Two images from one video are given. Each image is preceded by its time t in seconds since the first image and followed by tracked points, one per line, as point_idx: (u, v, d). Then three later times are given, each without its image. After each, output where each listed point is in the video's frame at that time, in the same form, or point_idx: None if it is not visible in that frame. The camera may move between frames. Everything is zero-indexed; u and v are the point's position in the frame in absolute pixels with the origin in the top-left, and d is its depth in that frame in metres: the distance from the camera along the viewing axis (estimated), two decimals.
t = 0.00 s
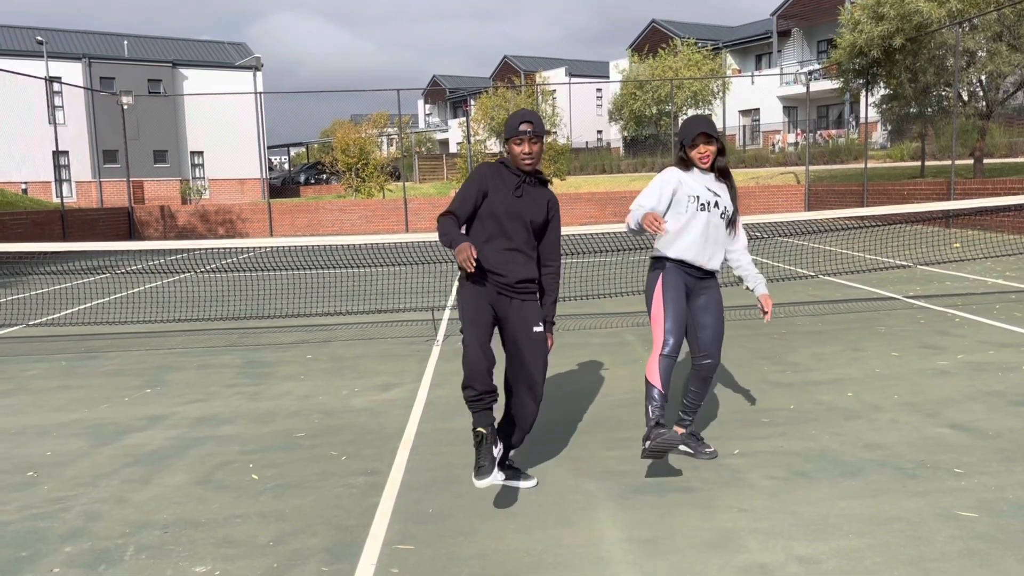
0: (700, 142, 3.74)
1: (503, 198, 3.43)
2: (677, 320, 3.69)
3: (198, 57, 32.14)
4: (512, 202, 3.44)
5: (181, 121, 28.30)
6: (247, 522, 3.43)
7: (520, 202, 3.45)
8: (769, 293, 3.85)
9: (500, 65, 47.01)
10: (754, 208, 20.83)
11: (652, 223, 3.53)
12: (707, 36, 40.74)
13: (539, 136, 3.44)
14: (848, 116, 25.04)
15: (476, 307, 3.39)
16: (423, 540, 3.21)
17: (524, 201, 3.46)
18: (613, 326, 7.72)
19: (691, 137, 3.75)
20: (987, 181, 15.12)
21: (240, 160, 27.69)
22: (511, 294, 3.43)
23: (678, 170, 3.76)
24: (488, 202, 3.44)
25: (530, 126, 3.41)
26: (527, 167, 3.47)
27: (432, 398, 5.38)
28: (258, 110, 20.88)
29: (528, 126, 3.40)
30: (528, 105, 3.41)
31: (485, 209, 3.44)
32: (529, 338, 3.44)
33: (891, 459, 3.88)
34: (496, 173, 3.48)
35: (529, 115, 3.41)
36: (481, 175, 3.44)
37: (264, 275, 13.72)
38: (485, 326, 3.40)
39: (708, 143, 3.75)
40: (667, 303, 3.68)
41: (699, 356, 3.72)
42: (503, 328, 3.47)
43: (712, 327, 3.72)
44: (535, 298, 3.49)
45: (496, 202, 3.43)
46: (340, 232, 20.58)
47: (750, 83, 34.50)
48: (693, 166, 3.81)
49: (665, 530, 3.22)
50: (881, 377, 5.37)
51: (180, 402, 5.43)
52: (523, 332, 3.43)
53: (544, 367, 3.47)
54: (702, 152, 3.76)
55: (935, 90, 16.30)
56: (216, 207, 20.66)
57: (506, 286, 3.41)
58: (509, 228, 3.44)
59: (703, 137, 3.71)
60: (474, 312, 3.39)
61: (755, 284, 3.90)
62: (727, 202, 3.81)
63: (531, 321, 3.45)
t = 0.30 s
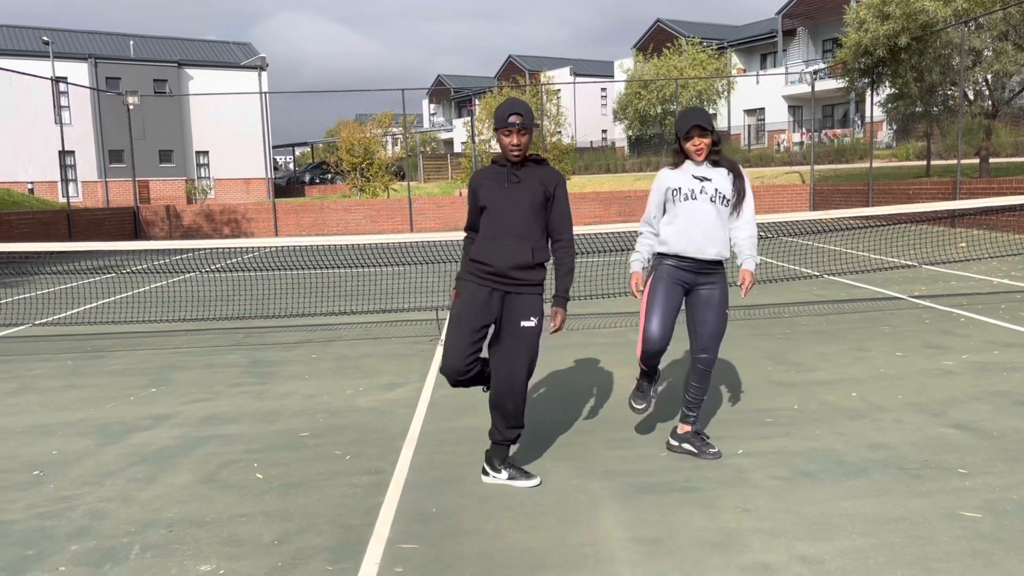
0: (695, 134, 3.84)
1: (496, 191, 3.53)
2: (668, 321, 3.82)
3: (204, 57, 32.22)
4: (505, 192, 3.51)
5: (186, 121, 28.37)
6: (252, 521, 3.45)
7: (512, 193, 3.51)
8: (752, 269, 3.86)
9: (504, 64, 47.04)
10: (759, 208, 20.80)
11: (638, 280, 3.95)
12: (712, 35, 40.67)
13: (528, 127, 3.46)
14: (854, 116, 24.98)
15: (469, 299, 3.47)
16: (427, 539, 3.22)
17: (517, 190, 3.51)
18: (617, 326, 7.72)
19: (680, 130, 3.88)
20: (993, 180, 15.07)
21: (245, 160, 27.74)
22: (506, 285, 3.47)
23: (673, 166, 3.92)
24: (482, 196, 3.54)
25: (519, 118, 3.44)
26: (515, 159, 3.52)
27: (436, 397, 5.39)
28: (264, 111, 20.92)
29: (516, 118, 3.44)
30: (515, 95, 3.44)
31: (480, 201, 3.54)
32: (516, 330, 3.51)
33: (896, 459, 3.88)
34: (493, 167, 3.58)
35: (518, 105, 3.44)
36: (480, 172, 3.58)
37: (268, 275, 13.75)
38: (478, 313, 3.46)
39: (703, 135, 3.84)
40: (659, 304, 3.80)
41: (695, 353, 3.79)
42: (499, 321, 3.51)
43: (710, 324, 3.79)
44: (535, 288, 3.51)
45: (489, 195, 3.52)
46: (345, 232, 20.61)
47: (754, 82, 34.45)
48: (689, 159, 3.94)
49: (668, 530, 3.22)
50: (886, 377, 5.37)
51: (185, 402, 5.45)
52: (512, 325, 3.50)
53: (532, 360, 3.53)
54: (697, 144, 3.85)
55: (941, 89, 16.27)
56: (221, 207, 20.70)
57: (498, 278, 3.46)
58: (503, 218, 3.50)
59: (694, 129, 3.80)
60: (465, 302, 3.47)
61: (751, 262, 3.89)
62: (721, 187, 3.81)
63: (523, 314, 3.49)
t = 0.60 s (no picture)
0: (679, 149, 3.78)
1: (490, 214, 3.57)
2: (664, 341, 3.86)
3: (210, 57, 32.31)
4: (497, 216, 3.54)
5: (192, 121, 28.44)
6: (257, 520, 3.46)
7: (504, 215, 3.53)
8: (734, 272, 3.67)
9: (509, 64, 47.04)
10: (765, 208, 20.76)
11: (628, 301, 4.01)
12: (718, 35, 40.59)
13: (514, 150, 3.45)
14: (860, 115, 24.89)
15: (480, 321, 3.60)
16: (430, 538, 3.23)
17: (509, 211, 3.53)
18: (621, 326, 7.72)
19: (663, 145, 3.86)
20: (1000, 180, 15.01)
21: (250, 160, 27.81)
22: (505, 303, 3.53)
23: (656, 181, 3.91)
24: (479, 222, 3.61)
25: (506, 142, 3.42)
26: (504, 179, 3.52)
27: (440, 397, 5.39)
28: (269, 111, 20.97)
29: (504, 142, 3.42)
30: (499, 119, 3.41)
31: (479, 228, 3.61)
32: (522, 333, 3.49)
33: (901, 460, 3.87)
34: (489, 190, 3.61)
35: (504, 129, 3.42)
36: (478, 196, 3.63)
37: (273, 275, 13.78)
38: (488, 331, 3.57)
39: (687, 150, 3.78)
40: (647, 323, 3.85)
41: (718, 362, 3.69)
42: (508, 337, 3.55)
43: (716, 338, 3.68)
44: (535, 298, 3.50)
45: (484, 221, 3.58)
46: (350, 232, 20.63)
47: (760, 82, 34.38)
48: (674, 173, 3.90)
49: (671, 530, 3.22)
50: (891, 378, 5.35)
51: (190, 401, 5.47)
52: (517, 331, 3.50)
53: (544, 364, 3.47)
54: (681, 159, 3.79)
55: (947, 88, 16.23)
56: (227, 207, 20.74)
57: (498, 297, 3.54)
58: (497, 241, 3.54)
59: (679, 143, 3.75)
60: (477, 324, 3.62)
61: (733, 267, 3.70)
62: (684, 203, 3.76)
63: (523, 315, 3.49)
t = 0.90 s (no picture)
0: (680, 153, 3.65)
1: (489, 215, 3.56)
2: (666, 350, 3.83)
3: (214, 58, 32.40)
4: (496, 216, 3.54)
5: (197, 121, 28.51)
6: (261, 519, 3.47)
7: (504, 214, 3.52)
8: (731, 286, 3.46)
9: (513, 64, 47.07)
10: (769, 208, 20.73)
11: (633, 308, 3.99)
12: (723, 34, 40.51)
13: (511, 146, 3.45)
14: (866, 115, 24.83)
15: (489, 327, 3.60)
16: (434, 538, 3.24)
17: (508, 209, 3.52)
18: (624, 326, 7.72)
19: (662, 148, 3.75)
20: (1005, 180, 14.97)
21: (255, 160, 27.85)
22: (513, 305, 3.54)
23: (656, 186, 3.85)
24: (479, 226, 3.60)
25: (502, 137, 3.43)
26: (500, 176, 3.52)
27: (444, 397, 5.40)
28: (274, 111, 21.01)
29: (500, 137, 3.42)
30: (493, 116, 3.41)
31: (479, 232, 3.60)
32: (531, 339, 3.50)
33: (906, 460, 3.86)
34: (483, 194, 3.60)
35: (498, 125, 3.42)
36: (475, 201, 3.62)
37: (278, 275, 13.81)
38: (497, 335, 3.57)
39: (688, 155, 3.66)
40: (647, 332, 3.82)
41: (706, 370, 3.57)
42: (516, 340, 3.56)
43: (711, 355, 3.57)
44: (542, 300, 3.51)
45: (483, 224, 3.58)
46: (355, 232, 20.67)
47: (765, 81, 34.30)
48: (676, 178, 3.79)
49: (675, 530, 3.23)
50: (895, 378, 5.34)
51: (195, 400, 5.49)
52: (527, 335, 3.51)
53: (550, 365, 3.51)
54: (682, 163, 3.67)
55: (953, 88, 16.19)
56: (232, 207, 20.78)
57: (506, 301, 3.54)
58: (499, 242, 3.53)
59: (679, 147, 3.63)
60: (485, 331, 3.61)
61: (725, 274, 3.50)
62: (676, 209, 3.69)
63: (533, 324, 3.50)
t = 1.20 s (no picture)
0: (697, 153, 3.62)
1: (489, 208, 3.56)
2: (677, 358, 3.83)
3: (218, 58, 32.46)
4: (496, 210, 3.53)
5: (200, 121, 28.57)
6: (264, 520, 3.47)
7: (505, 207, 3.52)
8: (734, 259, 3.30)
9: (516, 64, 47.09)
10: (772, 209, 20.72)
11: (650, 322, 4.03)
12: (727, 35, 40.50)
13: (510, 140, 3.46)
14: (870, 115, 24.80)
15: (488, 326, 3.53)
16: (437, 539, 3.24)
17: (510, 201, 3.52)
18: (627, 327, 7.72)
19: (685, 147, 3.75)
20: (1009, 181, 14.94)
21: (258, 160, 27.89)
22: (514, 300, 3.46)
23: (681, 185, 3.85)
24: (479, 221, 3.58)
25: (501, 131, 3.44)
26: (499, 171, 3.54)
27: (447, 397, 5.40)
28: (277, 112, 21.05)
29: (498, 131, 3.44)
30: (492, 110, 3.44)
31: (480, 228, 3.59)
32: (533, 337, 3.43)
33: (909, 461, 3.86)
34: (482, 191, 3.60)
35: (496, 120, 3.45)
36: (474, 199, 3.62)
37: (281, 275, 13.83)
38: (498, 332, 3.51)
39: (706, 154, 3.61)
40: (658, 338, 3.80)
41: (713, 384, 3.47)
42: (519, 336, 3.49)
43: (719, 366, 3.45)
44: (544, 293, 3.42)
45: (484, 218, 3.56)
46: (358, 232, 20.69)
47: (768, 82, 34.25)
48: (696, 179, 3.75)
49: (677, 530, 3.22)
50: (899, 379, 5.34)
51: (199, 401, 5.50)
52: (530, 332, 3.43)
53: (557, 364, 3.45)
54: (698, 163, 3.64)
55: (957, 89, 16.13)
56: (235, 207, 20.82)
57: (506, 294, 3.46)
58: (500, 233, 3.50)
59: (694, 146, 3.60)
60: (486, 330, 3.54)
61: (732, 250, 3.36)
62: (694, 203, 3.67)
63: (535, 322, 3.42)
